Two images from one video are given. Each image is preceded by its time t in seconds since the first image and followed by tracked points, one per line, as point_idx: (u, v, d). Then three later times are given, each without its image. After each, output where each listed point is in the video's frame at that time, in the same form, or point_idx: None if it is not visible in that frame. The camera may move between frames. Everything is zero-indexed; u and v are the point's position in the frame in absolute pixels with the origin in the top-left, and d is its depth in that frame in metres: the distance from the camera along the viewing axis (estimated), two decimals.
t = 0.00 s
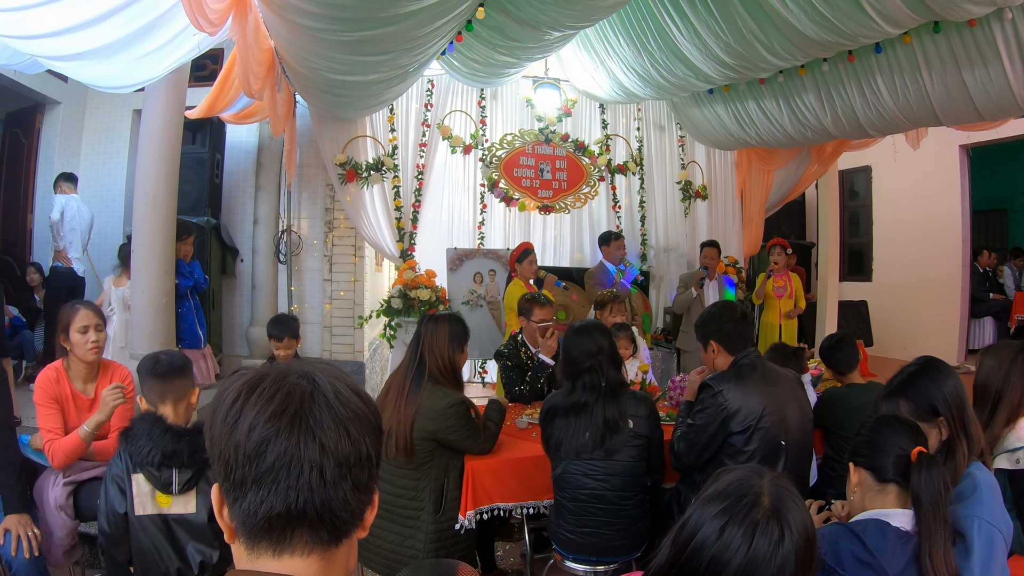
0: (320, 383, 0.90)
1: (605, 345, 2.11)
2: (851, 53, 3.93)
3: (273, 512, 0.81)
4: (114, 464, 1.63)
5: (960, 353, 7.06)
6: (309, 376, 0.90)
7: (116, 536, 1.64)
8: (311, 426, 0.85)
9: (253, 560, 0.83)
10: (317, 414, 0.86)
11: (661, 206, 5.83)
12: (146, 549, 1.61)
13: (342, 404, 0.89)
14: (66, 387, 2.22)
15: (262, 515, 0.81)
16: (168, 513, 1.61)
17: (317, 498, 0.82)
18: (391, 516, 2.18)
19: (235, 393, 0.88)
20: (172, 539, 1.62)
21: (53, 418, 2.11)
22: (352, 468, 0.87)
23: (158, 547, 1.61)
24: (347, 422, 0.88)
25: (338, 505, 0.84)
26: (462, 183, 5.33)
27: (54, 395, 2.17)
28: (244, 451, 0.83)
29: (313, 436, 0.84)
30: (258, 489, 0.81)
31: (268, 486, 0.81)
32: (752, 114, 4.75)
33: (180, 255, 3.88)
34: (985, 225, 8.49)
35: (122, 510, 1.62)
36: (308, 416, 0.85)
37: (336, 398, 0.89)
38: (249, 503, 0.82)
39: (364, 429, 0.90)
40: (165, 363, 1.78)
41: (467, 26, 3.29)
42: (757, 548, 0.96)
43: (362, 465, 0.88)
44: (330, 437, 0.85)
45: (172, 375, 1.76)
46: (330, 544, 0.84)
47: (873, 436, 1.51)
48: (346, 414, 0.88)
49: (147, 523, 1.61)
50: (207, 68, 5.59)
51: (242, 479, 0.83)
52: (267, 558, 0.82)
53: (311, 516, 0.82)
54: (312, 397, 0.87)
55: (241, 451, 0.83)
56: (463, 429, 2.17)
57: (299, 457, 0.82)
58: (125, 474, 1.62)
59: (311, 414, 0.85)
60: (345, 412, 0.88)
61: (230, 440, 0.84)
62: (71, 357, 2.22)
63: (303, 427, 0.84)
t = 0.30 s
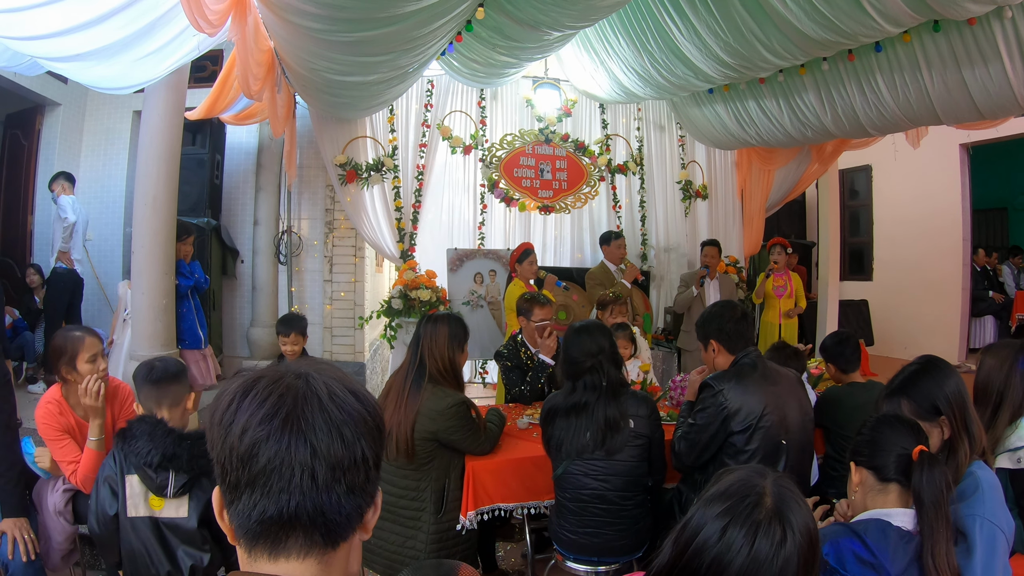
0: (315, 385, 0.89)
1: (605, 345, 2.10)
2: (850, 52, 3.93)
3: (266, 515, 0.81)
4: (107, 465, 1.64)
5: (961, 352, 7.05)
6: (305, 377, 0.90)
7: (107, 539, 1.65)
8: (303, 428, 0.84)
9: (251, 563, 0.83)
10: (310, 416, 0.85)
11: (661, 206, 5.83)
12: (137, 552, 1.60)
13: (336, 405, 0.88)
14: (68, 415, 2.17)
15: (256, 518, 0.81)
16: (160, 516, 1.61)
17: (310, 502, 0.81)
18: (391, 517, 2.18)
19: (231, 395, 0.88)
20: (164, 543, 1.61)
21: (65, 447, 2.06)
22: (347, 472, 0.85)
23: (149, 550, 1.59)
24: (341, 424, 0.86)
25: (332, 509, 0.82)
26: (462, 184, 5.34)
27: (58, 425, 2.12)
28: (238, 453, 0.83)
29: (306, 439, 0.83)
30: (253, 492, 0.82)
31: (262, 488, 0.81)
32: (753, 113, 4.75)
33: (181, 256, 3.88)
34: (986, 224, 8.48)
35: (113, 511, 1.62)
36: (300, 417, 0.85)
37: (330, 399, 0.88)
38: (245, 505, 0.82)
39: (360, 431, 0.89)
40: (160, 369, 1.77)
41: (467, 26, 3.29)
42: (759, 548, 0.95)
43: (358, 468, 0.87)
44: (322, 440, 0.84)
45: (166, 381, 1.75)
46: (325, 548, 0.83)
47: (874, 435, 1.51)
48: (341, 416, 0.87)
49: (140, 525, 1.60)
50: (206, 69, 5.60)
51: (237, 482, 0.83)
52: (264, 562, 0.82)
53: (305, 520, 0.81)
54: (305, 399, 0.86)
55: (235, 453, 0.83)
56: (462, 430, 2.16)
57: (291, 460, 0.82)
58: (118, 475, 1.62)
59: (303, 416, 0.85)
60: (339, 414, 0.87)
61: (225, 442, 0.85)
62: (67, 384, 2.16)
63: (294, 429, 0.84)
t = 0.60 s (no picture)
0: (314, 385, 0.88)
1: (605, 344, 2.10)
2: (850, 52, 3.92)
3: (266, 517, 0.81)
4: (98, 466, 1.62)
5: (961, 351, 7.04)
6: (304, 377, 0.89)
7: (102, 540, 1.64)
8: (301, 428, 0.83)
9: (252, 564, 0.83)
10: (309, 416, 0.85)
11: (661, 206, 5.82)
12: (132, 553, 1.60)
13: (335, 405, 0.87)
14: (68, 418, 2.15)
15: (256, 519, 0.81)
16: (153, 516, 1.60)
17: (309, 503, 0.81)
18: (391, 517, 2.18)
19: (230, 396, 0.88)
20: (157, 543, 1.61)
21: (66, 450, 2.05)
22: (346, 473, 0.85)
23: (143, 551, 1.59)
24: (340, 425, 0.86)
25: (331, 510, 0.82)
26: (462, 183, 5.33)
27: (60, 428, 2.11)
28: (237, 454, 0.83)
29: (304, 440, 0.83)
30: (252, 493, 0.82)
31: (261, 489, 0.81)
32: (753, 112, 4.75)
33: (181, 256, 3.88)
34: (987, 223, 8.48)
35: (107, 514, 1.61)
36: (298, 417, 0.84)
37: (329, 398, 0.87)
38: (244, 506, 0.82)
39: (360, 431, 0.88)
40: (156, 367, 1.77)
41: (467, 26, 3.29)
42: (761, 548, 0.95)
43: (358, 468, 0.86)
44: (320, 440, 0.84)
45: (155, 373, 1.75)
46: (326, 549, 0.82)
47: (875, 434, 1.51)
48: (340, 417, 0.86)
49: (132, 526, 1.60)
50: (206, 69, 5.60)
51: (237, 482, 0.83)
52: (264, 563, 0.82)
53: (304, 522, 0.81)
54: (303, 399, 0.86)
55: (234, 454, 0.83)
56: (463, 429, 2.16)
57: (288, 460, 0.82)
58: (109, 476, 1.61)
59: (301, 417, 0.84)
60: (338, 415, 0.86)
61: (225, 443, 0.85)
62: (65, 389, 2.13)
63: (293, 430, 0.83)
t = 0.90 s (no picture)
0: (315, 384, 0.88)
1: (606, 344, 2.10)
2: (850, 51, 3.92)
3: (266, 516, 0.81)
4: (101, 467, 1.63)
5: (962, 351, 7.04)
6: (305, 376, 0.89)
7: (110, 538, 1.66)
8: (300, 427, 0.83)
9: (253, 564, 0.83)
10: (309, 415, 0.85)
11: (662, 205, 5.82)
12: (138, 550, 1.60)
13: (335, 404, 0.87)
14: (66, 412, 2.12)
15: (256, 519, 0.81)
16: (157, 513, 1.60)
17: (308, 502, 0.81)
18: (392, 517, 2.18)
19: (232, 394, 0.89)
20: (162, 539, 1.61)
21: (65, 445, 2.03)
22: (347, 473, 0.84)
23: (149, 548, 1.59)
24: (340, 424, 0.86)
25: (330, 510, 0.82)
26: (462, 183, 5.33)
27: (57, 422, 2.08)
28: (238, 452, 0.83)
29: (303, 439, 0.83)
30: (253, 492, 0.82)
31: (261, 488, 0.82)
32: (753, 112, 4.75)
33: (181, 256, 3.89)
34: (987, 222, 8.47)
35: (113, 513, 1.62)
36: (297, 415, 0.84)
37: (329, 397, 0.87)
38: (245, 506, 0.82)
39: (361, 431, 0.87)
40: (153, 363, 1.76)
41: (467, 26, 3.29)
42: (760, 548, 0.95)
43: (359, 467, 0.86)
44: (319, 440, 0.84)
45: (154, 373, 1.74)
46: (326, 549, 0.82)
47: (872, 435, 1.51)
48: (340, 415, 0.86)
49: (138, 524, 1.60)
50: (207, 68, 5.61)
51: (238, 481, 0.83)
52: (265, 563, 0.82)
53: (303, 521, 0.81)
54: (303, 398, 0.86)
55: (235, 452, 0.84)
56: (463, 428, 2.16)
57: (287, 459, 0.82)
58: (112, 475, 1.61)
59: (301, 416, 0.84)
60: (338, 413, 0.86)
61: (226, 441, 0.85)
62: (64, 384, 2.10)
63: (292, 429, 0.83)
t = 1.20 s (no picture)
0: (317, 384, 0.88)
1: (607, 345, 2.10)
2: (851, 51, 3.92)
3: (265, 515, 0.81)
4: (121, 459, 1.64)
5: (962, 351, 7.04)
6: (307, 375, 0.89)
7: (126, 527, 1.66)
8: (301, 426, 0.84)
9: (252, 563, 0.83)
10: (309, 414, 0.85)
11: (662, 206, 5.82)
12: (154, 541, 1.60)
13: (336, 405, 0.87)
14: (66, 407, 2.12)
15: (255, 517, 0.81)
16: (172, 506, 1.60)
17: (307, 501, 0.81)
18: (392, 517, 2.18)
19: (234, 393, 0.90)
20: (176, 531, 1.61)
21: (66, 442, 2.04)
22: (347, 473, 0.84)
23: (164, 539, 1.60)
24: (340, 424, 0.86)
25: (329, 510, 0.82)
26: (463, 183, 5.33)
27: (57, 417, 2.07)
28: (238, 450, 0.84)
29: (303, 438, 0.83)
30: (253, 490, 0.82)
31: (261, 486, 0.82)
32: (754, 112, 4.75)
33: (182, 256, 3.90)
34: (988, 222, 8.47)
35: (130, 505, 1.62)
36: (298, 415, 0.84)
37: (330, 397, 0.88)
38: (245, 504, 0.82)
39: (361, 431, 0.87)
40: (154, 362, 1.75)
41: (467, 26, 3.30)
42: (760, 549, 0.95)
43: (359, 468, 0.86)
44: (319, 440, 0.84)
45: (175, 376, 1.74)
46: (325, 549, 0.82)
47: (872, 435, 1.51)
48: (340, 416, 0.86)
49: (153, 516, 1.60)
50: (207, 68, 5.62)
51: (239, 480, 0.84)
52: (265, 562, 0.82)
53: (302, 520, 0.81)
54: (303, 398, 0.86)
55: (236, 450, 0.84)
56: (464, 428, 2.16)
57: (287, 458, 0.82)
58: (130, 468, 1.62)
59: (301, 416, 0.84)
60: (339, 414, 0.86)
61: (228, 439, 0.85)
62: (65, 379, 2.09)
63: (293, 428, 0.84)
